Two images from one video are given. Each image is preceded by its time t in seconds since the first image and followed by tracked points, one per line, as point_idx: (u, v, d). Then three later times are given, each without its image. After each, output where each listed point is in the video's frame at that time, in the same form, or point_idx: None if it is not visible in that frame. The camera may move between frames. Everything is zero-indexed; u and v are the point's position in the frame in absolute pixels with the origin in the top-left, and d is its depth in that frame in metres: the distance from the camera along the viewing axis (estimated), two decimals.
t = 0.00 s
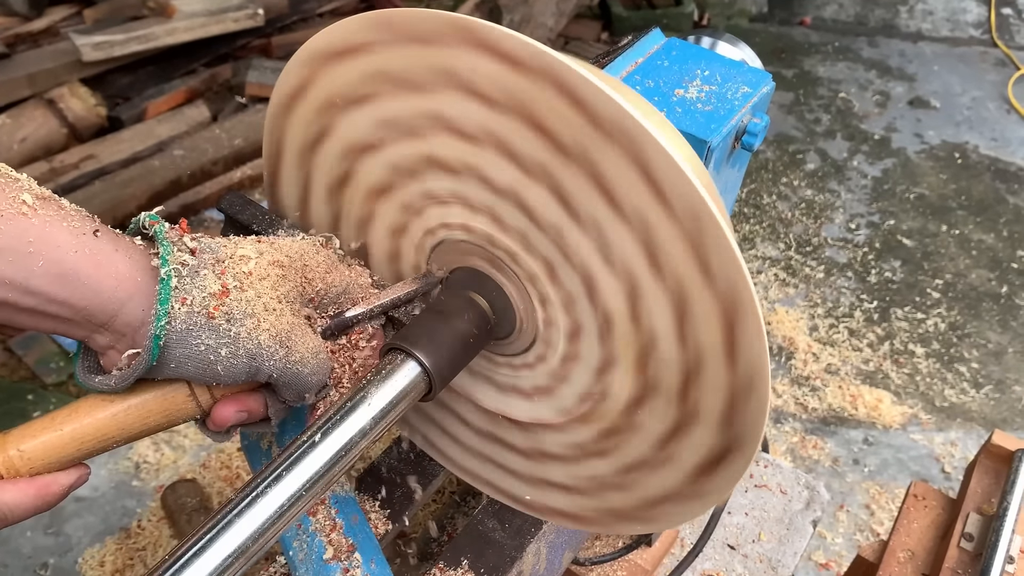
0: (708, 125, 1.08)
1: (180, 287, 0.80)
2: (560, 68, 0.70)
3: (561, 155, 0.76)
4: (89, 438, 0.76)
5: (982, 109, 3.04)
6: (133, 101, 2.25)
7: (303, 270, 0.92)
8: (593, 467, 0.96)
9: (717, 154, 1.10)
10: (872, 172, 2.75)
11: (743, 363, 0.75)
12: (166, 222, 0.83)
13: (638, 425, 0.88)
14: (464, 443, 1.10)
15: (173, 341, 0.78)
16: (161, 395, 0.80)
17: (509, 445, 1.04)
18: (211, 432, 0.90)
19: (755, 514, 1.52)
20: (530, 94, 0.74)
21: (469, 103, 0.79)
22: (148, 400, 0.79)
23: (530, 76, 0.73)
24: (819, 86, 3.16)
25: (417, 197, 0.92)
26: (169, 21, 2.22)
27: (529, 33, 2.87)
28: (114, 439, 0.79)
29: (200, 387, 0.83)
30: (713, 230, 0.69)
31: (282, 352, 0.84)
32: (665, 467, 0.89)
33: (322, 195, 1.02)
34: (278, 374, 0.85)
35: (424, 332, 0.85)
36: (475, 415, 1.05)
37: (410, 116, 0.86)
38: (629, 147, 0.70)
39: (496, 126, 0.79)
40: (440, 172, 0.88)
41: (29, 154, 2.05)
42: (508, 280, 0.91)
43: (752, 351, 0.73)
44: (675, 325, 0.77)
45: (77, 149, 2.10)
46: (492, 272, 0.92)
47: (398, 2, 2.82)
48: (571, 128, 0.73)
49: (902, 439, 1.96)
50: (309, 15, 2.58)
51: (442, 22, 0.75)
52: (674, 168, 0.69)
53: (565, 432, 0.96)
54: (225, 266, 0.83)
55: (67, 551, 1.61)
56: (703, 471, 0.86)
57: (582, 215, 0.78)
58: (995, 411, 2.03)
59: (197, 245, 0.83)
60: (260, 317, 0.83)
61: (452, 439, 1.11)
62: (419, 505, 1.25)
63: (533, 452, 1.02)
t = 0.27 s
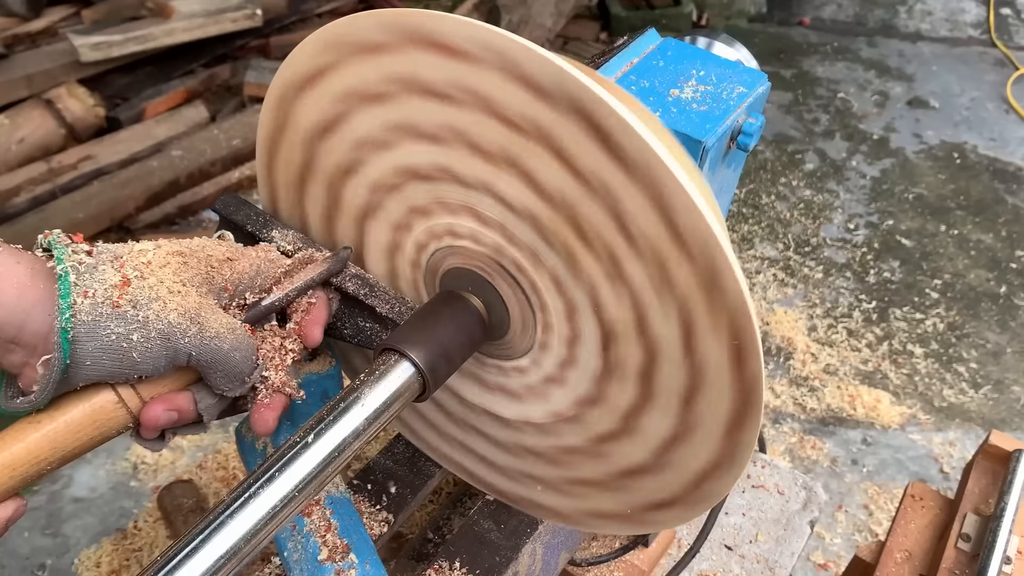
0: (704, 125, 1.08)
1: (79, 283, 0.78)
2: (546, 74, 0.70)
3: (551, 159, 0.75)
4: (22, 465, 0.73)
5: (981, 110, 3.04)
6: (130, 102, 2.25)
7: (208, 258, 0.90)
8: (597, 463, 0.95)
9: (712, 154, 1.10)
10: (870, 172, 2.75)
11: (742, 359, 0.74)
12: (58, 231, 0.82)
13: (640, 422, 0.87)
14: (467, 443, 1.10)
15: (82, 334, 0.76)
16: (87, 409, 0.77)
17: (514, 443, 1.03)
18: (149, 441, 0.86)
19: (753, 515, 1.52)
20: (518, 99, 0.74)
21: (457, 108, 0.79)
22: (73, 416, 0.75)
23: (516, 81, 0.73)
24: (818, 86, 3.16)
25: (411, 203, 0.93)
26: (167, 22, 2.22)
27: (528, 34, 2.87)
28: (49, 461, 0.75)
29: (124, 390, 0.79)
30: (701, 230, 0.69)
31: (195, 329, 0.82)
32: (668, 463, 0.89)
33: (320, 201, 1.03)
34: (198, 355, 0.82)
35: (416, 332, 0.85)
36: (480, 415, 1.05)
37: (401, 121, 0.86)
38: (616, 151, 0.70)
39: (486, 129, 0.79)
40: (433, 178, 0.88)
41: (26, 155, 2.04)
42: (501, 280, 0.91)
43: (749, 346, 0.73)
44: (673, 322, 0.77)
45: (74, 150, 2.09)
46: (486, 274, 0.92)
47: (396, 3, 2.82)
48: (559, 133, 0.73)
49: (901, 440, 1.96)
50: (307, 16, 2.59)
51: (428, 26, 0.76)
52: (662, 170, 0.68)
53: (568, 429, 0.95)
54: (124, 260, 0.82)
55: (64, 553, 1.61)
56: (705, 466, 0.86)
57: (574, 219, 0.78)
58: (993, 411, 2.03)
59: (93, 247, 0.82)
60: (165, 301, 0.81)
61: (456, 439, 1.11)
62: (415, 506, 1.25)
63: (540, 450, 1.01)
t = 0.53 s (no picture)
0: (700, 126, 1.08)
1: (88, 270, 0.77)
2: (536, 72, 0.71)
3: (546, 156, 0.76)
4: (32, 460, 0.73)
5: (978, 110, 3.05)
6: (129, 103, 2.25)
7: (206, 246, 0.91)
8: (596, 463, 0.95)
9: (708, 155, 1.10)
10: (868, 173, 2.75)
11: (737, 357, 0.74)
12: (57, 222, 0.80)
13: (638, 420, 0.87)
14: (465, 443, 1.11)
15: (94, 320, 0.76)
16: (95, 400, 0.77)
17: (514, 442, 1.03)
18: (155, 426, 0.87)
19: (750, 515, 1.52)
20: (508, 97, 0.75)
21: (448, 105, 0.80)
22: (82, 408, 0.76)
23: (506, 78, 0.74)
24: (816, 87, 3.17)
25: (405, 201, 0.94)
26: (165, 24, 2.22)
27: (526, 35, 2.87)
28: (59, 456, 0.75)
29: (130, 378, 0.80)
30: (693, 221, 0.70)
31: (204, 315, 0.83)
32: (665, 463, 0.88)
33: (316, 203, 1.04)
34: (206, 341, 0.84)
35: (413, 332, 0.85)
36: (481, 415, 1.05)
37: (391, 119, 0.87)
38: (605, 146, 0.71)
39: (479, 128, 0.79)
40: (426, 175, 0.89)
41: (25, 157, 2.04)
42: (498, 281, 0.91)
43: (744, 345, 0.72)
44: (669, 319, 0.77)
45: (73, 151, 2.09)
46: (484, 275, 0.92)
47: (394, 4, 2.82)
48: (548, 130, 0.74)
49: (899, 440, 1.96)
50: (305, 17, 2.62)
51: (415, 24, 0.77)
52: (652, 163, 0.69)
53: (569, 428, 0.95)
54: (128, 248, 0.82)
55: (63, 554, 1.61)
56: (701, 467, 0.85)
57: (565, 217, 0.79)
58: (992, 411, 2.03)
59: (94, 235, 0.81)
60: (173, 288, 0.82)
61: (455, 440, 1.12)
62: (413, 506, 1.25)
63: (539, 448, 1.01)
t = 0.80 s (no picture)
0: (694, 127, 1.08)
1: (89, 271, 0.78)
2: (523, 72, 0.72)
3: (538, 154, 0.76)
4: (31, 456, 0.74)
5: (976, 110, 3.05)
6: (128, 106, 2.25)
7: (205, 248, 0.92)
8: (593, 459, 0.95)
9: (703, 157, 1.11)
10: (866, 173, 2.76)
11: (729, 340, 0.73)
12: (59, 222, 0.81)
13: (631, 414, 0.87)
14: (462, 445, 1.11)
15: (94, 322, 0.76)
16: (94, 398, 0.77)
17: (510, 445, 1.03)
18: (153, 423, 0.88)
19: (748, 514, 1.53)
20: (498, 96, 0.75)
21: (439, 102, 0.81)
22: (80, 406, 0.76)
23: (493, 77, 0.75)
24: (814, 88, 3.17)
25: (399, 201, 0.94)
26: (163, 26, 2.23)
27: (524, 36, 2.87)
28: (56, 452, 0.76)
29: (128, 377, 0.80)
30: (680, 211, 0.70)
31: (202, 318, 0.84)
32: (662, 452, 0.88)
33: (317, 207, 1.05)
34: (204, 342, 0.84)
35: (409, 333, 0.85)
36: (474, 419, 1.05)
37: (383, 118, 0.88)
38: (592, 142, 0.72)
39: (469, 126, 0.80)
40: (417, 174, 0.90)
41: (25, 159, 2.04)
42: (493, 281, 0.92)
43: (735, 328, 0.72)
44: (660, 313, 0.77)
45: (72, 154, 2.09)
46: (478, 276, 0.93)
47: (393, 6, 2.83)
48: (538, 129, 0.74)
49: (897, 440, 1.97)
50: (304, 20, 2.65)
51: (403, 23, 0.78)
52: (640, 160, 0.70)
53: (563, 428, 0.95)
54: (128, 249, 0.82)
55: (62, 556, 1.61)
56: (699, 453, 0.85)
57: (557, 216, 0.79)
58: (990, 411, 2.04)
59: (95, 237, 0.82)
60: (172, 289, 0.83)
61: (451, 442, 1.12)
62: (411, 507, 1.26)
63: (537, 451, 1.00)
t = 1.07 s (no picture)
0: (692, 129, 1.09)
1: (91, 273, 0.79)
2: (522, 75, 0.72)
3: (540, 158, 0.76)
4: (31, 451, 0.75)
5: (974, 112, 3.06)
6: (128, 108, 2.26)
7: (208, 248, 0.92)
8: (594, 460, 0.95)
9: (701, 158, 1.11)
10: (865, 175, 2.76)
11: (730, 341, 0.72)
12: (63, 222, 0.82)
13: (633, 415, 0.87)
14: (463, 445, 1.11)
15: (95, 324, 0.77)
16: (94, 395, 0.79)
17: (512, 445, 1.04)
18: (152, 420, 0.89)
19: (746, 516, 1.53)
20: (498, 101, 0.76)
21: (438, 105, 0.81)
22: (81, 403, 0.78)
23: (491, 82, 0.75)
24: (813, 90, 3.18)
25: (399, 206, 0.95)
26: (163, 28, 2.24)
27: (524, 38, 2.88)
28: (57, 447, 0.77)
29: (128, 375, 0.82)
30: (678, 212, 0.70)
31: (202, 320, 0.84)
32: (662, 454, 0.87)
33: (314, 210, 1.06)
34: (204, 344, 0.85)
35: (407, 334, 0.86)
36: (477, 419, 1.05)
37: (381, 123, 0.88)
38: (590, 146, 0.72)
39: (468, 130, 0.81)
40: (418, 178, 0.90)
41: (25, 161, 2.04)
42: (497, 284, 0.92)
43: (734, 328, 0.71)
44: (661, 313, 0.77)
45: (72, 156, 2.09)
46: (477, 274, 0.93)
47: (392, 8, 2.84)
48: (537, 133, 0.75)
49: (895, 441, 1.97)
50: (303, 22, 2.65)
51: (400, 28, 0.79)
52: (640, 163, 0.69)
53: (564, 427, 0.95)
54: (131, 249, 0.83)
55: (62, 557, 1.61)
56: (699, 457, 0.84)
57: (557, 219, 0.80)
58: (989, 412, 2.04)
59: (99, 237, 0.82)
60: (173, 291, 0.83)
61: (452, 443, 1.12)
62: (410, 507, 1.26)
63: (539, 451, 1.01)
